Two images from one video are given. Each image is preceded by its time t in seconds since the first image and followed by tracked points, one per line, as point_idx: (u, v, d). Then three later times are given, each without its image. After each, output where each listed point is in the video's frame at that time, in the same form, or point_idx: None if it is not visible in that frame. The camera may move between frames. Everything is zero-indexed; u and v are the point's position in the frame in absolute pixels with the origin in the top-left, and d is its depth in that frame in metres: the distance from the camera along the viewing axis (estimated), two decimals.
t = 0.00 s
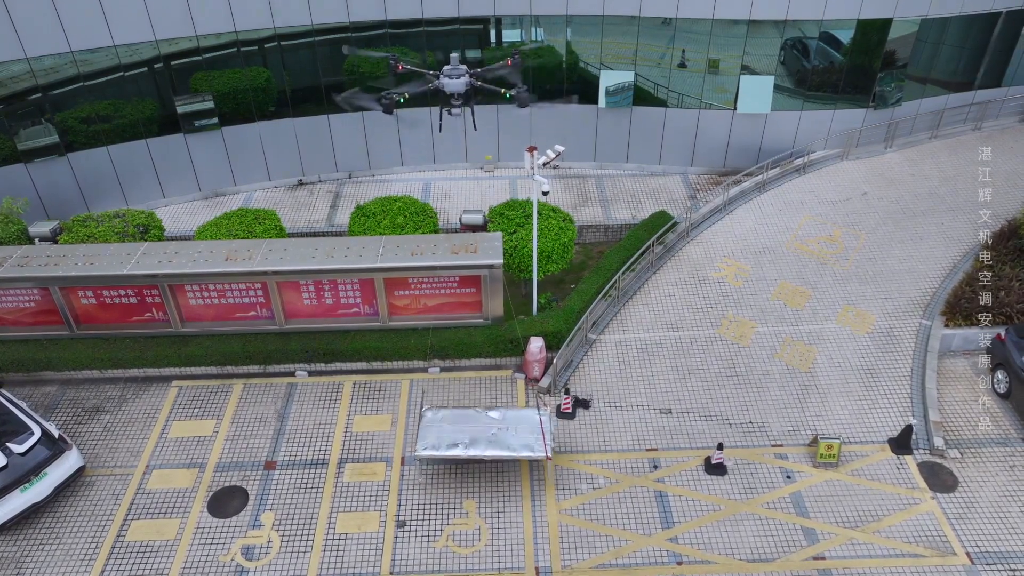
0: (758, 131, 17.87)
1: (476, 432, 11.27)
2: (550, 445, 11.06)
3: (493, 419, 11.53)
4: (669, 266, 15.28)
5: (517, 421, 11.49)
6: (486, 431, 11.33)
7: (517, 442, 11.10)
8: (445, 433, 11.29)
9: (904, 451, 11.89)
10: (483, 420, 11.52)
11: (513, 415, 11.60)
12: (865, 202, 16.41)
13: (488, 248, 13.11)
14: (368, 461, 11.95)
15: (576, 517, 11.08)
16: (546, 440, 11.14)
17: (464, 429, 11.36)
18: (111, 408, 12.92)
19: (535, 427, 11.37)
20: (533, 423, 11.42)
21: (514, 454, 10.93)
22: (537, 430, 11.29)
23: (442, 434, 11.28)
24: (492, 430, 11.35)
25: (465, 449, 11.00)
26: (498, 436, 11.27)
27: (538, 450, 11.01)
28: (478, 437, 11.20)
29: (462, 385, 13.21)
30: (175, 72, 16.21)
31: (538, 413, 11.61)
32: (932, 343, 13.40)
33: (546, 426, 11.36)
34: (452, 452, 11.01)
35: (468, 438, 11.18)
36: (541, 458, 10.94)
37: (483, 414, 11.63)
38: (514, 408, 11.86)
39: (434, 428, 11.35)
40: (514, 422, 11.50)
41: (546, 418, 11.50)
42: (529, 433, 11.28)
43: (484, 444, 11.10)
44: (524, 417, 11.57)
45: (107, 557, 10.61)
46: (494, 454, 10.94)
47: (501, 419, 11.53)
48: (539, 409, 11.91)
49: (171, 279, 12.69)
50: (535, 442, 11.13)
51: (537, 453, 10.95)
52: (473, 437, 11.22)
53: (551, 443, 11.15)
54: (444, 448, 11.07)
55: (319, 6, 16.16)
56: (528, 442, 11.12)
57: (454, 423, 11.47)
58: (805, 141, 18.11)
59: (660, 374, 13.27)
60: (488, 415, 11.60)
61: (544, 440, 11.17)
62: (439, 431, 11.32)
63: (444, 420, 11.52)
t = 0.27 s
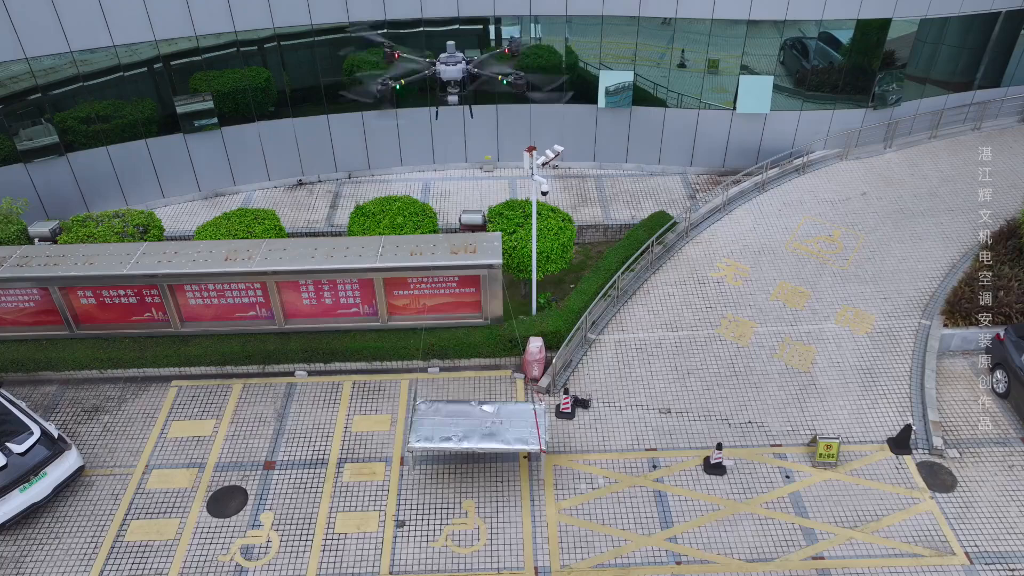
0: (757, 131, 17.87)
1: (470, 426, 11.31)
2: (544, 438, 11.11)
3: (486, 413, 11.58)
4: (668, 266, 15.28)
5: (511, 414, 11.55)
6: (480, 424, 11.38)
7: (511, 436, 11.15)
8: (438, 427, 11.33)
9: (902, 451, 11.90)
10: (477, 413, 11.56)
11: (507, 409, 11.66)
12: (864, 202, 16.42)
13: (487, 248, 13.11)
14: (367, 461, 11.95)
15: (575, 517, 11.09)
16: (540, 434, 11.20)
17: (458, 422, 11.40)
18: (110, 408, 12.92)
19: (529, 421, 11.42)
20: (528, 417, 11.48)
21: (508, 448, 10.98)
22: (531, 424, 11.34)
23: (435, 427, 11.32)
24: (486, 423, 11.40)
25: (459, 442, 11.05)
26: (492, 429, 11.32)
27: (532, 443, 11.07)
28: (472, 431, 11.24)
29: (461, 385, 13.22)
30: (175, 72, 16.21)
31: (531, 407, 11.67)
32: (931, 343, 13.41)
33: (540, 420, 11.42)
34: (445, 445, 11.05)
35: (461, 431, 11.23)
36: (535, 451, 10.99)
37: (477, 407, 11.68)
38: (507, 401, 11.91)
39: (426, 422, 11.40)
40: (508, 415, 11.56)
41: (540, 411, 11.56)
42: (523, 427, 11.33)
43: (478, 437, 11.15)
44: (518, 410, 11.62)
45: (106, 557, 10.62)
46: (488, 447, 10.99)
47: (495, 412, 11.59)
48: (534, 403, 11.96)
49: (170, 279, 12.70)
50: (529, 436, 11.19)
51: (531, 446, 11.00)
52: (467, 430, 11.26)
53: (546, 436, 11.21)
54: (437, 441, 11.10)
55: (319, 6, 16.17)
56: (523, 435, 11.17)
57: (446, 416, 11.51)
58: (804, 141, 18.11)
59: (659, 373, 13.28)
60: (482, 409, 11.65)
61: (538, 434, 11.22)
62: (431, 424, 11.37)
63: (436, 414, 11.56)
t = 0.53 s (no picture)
0: (756, 131, 17.88)
1: (462, 416, 11.32)
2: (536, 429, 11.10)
3: (479, 403, 11.59)
4: (667, 266, 15.28)
5: (504, 405, 11.55)
6: (472, 414, 11.39)
7: (504, 426, 11.15)
8: (429, 417, 11.36)
9: (901, 451, 11.91)
10: (469, 404, 11.57)
11: (500, 399, 11.66)
12: (862, 202, 16.42)
13: (486, 248, 13.12)
14: (366, 461, 11.96)
15: (574, 517, 11.09)
16: (532, 424, 11.19)
17: (450, 413, 11.42)
18: (109, 408, 12.93)
19: (522, 412, 11.42)
20: (520, 408, 11.48)
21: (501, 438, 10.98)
22: (524, 415, 11.33)
23: (426, 418, 11.35)
24: (479, 413, 11.41)
25: (450, 432, 11.08)
26: (484, 419, 11.33)
27: (525, 434, 11.05)
28: (464, 421, 11.26)
29: (459, 386, 13.23)
30: (174, 72, 16.23)
31: (524, 398, 11.67)
32: (930, 343, 13.41)
33: (532, 410, 11.41)
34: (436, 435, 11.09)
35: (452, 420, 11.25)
36: (527, 442, 10.99)
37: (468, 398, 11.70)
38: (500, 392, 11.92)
39: (416, 412, 11.43)
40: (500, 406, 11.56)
41: (533, 402, 11.57)
42: (516, 417, 11.33)
43: (471, 428, 11.16)
44: (511, 401, 11.62)
45: (105, 557, 10.62)
46: (480, 437, 11.01)
47: (488, 403, 11.58)
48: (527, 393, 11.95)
49: (169, 280, 12.71)
50: (522, 426, 11.18)
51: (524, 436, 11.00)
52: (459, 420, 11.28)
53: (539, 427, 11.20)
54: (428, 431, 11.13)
55: (318, 6, 16.17)
56: (515, 426, 11.17)
57: (436, 407, 11.54)
58: (803, 141, 18.12)
59: (657, 373, 13.29)
60: (475, 400, 11.65)
61: (530, 424, 11.21)
62: (421, 414, 11.40)
63: (426, 404, 11.59)
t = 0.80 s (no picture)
0: (756, 131, 17.88)
1: (454, 403, 11.31)
2: (528, 417, 11.10)
3: (470, 391, 11.58)
4: (666, 266, 15.28)
5: (496, 393, 11.56)
6: (464, 402, 11.38)
7: (496, 414, 11.15)
8: (420, 404, 11.33)
9: (900, 451, 11.91)
10: (461, 392, 11.57)
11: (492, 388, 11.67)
12: (862, 202, 16.43)
13: (486, 248, 13.12)
14: (365, 461, 11.96)
15: (573, 517, 11.10)
16: (525, 412, 11.19)
17: (442, 400, 11.41)
18: (108, 408, 12.93)
19: (514, 400, 11.42)
20: (513, 397, 11.48)
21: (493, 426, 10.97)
22: (516, 403, 11.34)
23: (416, 405, 11.33)
24: (470, 401, 11.41)
25: (442, 419, 11.07)
26: (476, 407, 11.32)
27: (517, 422, 11.05)
28: (455, 408, 11.25)
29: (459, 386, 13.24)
30: (174, 73, 16.24)
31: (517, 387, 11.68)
32: (929, 343, 13.41)
33: (525, 399, 11.42)
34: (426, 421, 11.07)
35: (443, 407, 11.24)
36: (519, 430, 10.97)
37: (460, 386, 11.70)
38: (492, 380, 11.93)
39: (407, 399, 11.39)
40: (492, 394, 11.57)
41: (525, 391, 11.58)
42: (508, 405, 11.33)
43: (463, 415, 11.16)
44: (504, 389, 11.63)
45: (104, 557, 10.63)
46: (471, 424, 10.99)
47: (480, 391, 11.58)
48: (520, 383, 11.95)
49: (169, 280, 12.71)
50: (514, 413, 11.19)
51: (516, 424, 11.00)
52: (450, 408, 11.27)
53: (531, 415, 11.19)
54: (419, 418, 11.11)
55: (318, 7, 16.18)
56: (507, 414, 11.17)
57: (427, 394, 11.53)
58: (802, 141, 18.12)
59: (657, 373, 13.29)
60: (467, 388, 11.65)
61: (523, 412, 11.21)
62: (411, 401, 11.37)
63: (417, 392, 11.56)
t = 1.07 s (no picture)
0: (756, 132, 17.88)
1: (446, 390, 11.29)
2: (521, 404, 11.10)
3: (461, 378, 11.57)
4: (666, 266, 15.28)
5: (488, 381, 11.56)
6: (455, 390, 11.36)
7: (489, 401, 11.15)
8: (410, 392, 11.29)
9: (900, 451, 11.92)
10: (453, 379, 11.56)
11: (484, 376, 11.67)
12: (862, 202, 16.43)
13: (486, 248, 13.12)
14: (365, 461, 11.96)
15: (573, 517, 11.10)
16: (518, 399, 11.19)
17: (434, 388, 11.38)
18: (108, 408, 12.94)
19: (508, 387, 11.44)
20: (505, 384, 11.50)
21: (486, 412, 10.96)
22: (509, 390, 11.34)
23: (407, 393, 11.28)
24: (462, 388, 11.40)
25: (434, 407, 11.02)
26: (468, 395, 11.30)
27: (509, 409, 11.05)
28: (447, 395, 11.21)
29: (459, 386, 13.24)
30: (174, 73, 16.24)
31: (510, 375, 11.69)
32: (929, 343, 13.41)
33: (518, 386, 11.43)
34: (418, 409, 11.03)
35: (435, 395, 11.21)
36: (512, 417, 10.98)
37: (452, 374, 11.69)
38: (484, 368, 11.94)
39: (397, 387, 11.37)
40: (485, 382, 11.58)
41: (518, 378, 11.58)
42: (500, 393, 11.34)
43: (455, 402, 11.13)
44: (498, 377, 11.65)
45: (105, 557, 10.63)
46: (464, 411, 10.97)
47: (471, 378, 11.58)
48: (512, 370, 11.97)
49: (169, 280, 12.71)
50: (507, 400, 11.19)
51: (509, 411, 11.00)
52: (443, 395, 11.24)
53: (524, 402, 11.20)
54: (411, 406, 11.05)
55: (318, 7, 16.18)
56: (500, 401, 11.17)
57: (419, 382, 11.50)
58: (802, 141, 18.12)
59: (657, 373, 13.30)
60: (459, 376, 11.65)
61: (516, 399, 11.21)
62: (402, 389, 11.34)
63: (407, 380, 11.53)
